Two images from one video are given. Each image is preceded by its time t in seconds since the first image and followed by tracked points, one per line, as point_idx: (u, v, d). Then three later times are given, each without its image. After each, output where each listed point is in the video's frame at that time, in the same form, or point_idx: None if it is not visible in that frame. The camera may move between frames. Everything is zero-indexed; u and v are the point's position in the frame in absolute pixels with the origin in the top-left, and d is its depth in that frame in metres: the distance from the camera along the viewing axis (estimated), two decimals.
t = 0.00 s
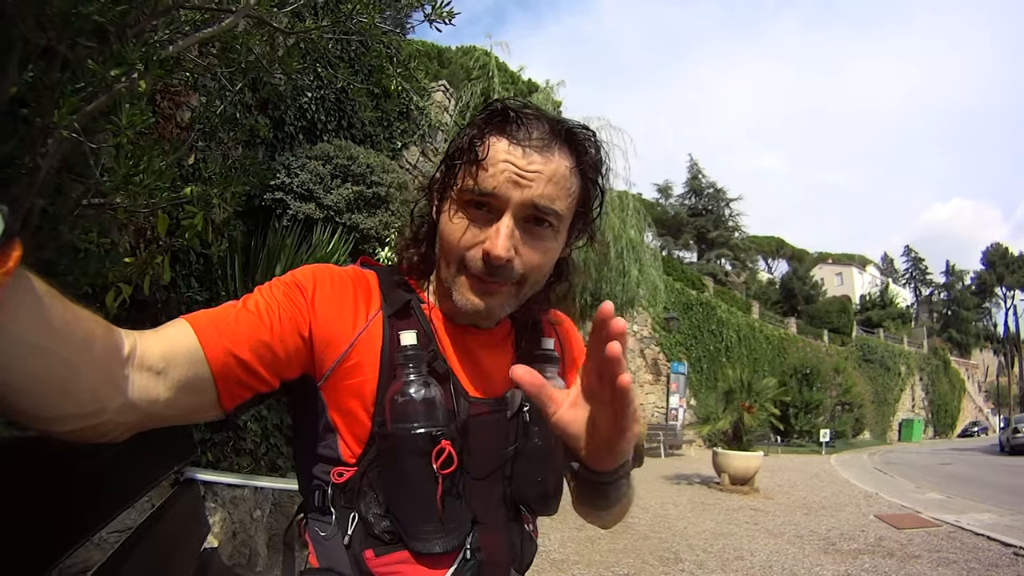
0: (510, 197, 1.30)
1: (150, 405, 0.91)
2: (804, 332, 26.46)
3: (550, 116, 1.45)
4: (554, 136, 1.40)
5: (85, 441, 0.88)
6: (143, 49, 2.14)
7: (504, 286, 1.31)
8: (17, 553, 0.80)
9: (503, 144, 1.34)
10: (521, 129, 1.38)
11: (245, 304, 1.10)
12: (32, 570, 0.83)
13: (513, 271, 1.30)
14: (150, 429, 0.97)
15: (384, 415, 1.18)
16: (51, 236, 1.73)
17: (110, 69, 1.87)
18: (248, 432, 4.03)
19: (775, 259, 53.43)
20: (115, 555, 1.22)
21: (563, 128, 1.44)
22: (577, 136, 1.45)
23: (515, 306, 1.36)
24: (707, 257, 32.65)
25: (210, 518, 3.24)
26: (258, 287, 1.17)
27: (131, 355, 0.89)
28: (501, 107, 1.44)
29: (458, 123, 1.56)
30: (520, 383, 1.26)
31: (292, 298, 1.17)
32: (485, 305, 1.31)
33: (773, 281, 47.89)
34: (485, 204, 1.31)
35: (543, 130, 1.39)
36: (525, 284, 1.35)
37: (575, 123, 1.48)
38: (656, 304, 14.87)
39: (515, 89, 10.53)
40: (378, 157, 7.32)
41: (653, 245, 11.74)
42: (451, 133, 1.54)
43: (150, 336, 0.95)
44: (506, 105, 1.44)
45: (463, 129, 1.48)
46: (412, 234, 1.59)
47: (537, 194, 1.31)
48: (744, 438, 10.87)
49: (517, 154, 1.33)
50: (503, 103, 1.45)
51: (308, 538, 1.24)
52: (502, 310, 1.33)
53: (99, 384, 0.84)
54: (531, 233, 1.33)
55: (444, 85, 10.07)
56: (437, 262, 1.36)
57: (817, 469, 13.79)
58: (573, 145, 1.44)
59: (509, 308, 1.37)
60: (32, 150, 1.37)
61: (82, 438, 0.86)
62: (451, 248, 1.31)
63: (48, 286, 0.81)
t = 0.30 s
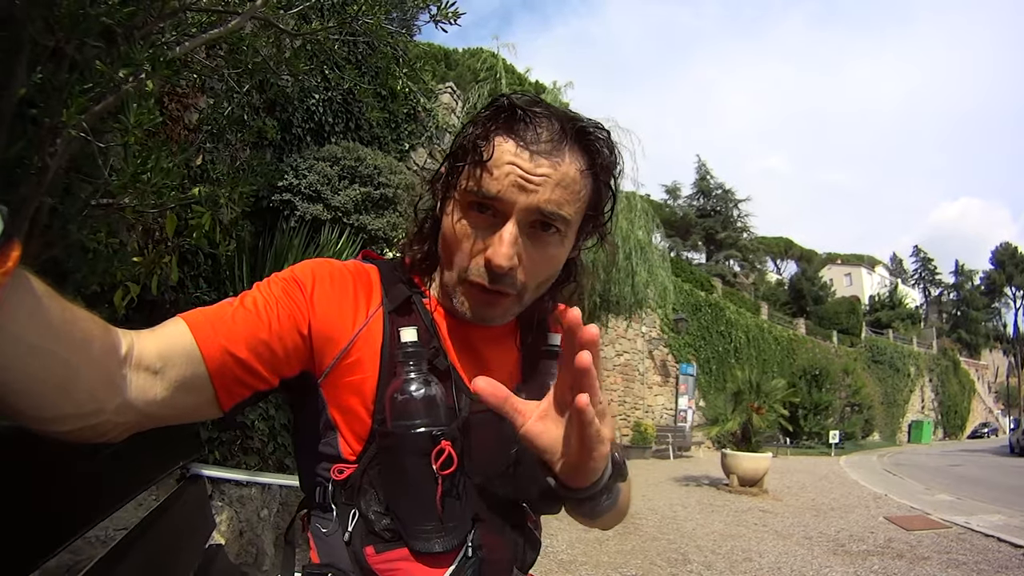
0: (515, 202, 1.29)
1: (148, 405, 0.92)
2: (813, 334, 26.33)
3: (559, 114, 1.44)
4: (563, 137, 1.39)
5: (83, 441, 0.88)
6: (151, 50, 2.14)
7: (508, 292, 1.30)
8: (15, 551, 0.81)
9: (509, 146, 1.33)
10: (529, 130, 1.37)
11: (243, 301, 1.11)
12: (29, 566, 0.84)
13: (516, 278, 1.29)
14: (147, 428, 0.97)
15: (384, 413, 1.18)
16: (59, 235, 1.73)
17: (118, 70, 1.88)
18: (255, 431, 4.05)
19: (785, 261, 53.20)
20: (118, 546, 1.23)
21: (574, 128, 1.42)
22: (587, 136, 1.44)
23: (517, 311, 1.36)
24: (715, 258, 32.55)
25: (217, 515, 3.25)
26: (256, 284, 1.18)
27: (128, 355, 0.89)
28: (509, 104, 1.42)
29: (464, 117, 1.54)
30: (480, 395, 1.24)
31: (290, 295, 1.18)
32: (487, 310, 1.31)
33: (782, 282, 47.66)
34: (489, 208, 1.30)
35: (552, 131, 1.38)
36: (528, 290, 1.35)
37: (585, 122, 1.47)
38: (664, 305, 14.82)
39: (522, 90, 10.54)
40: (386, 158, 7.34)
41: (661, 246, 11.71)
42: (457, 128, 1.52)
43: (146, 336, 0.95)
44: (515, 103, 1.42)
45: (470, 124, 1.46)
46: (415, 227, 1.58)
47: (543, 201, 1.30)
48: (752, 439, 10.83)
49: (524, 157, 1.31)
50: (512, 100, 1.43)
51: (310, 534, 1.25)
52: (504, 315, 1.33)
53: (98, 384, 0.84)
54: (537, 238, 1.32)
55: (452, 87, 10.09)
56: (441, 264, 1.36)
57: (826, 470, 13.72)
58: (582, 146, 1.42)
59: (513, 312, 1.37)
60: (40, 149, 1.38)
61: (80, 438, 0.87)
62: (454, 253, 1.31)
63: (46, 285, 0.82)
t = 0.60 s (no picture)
0: (519, 214, 1.29)
1: (148, 404, 0.92)
2: (817, 338, 26.26)
3: (567, 121, 1.43)
4: (570, 146, 1.38)
5: (83, 440, 0.89)
6: (156, 53, 2.15)
7: (509, 302, 1.31)
8: (14, 544, 0.81)
9: (515, 156, 1.32)
10: (536, 139, 1.36)
11: (243, 300, 1.11)
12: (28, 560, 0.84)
13: (518, 290, 1.30)
14: (148, 427, 0.98)
15: (384, 412, 1.19)
16: (65, 236, 1.74)
17: (124, 72, 1.90)
18: (259, 433, 4.06)
19: (789, 266, 53.11)
20: (120, 542, 1.24)
21: (582, 137, 1.42)
22: (596, 145, 1.43)
23: (518, 318, 1.37)
24: (719, 263, 32.51)
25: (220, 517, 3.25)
26: (257, 281, 1.18)
27: (128, 355, 0.90)
28: (516, 111, 1.42)
29: (470, 118, 1.53)
30: (425, 509, 0.99)
31: (290, 293, 1.18)
32: (489, 319, 1.32)
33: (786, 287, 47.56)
34: (493, 218, 1.30)
35: (560, 141, 1.37)
36: (530, 299, 1.36)
37: (594, 130, 1.46)
38: (668, 310, 14.80)
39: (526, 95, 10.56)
40: (390, 163, 7.37)
41: (665, 250, 11.69)
42: (463, 129, 1.52)
43: (146, 335, 0.96)
44: (522, 110, 1.42)
45: (476, 128, 1.46)
46: (418, 226, 1.59)
47: (548, 213, 1.30)
48: (756, 444, 10.80)
49: (530, 169, 1.31)
50: (521, 107, 1.43)
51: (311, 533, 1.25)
52: (505, 323, 1.34)
53: (97, 384, 0.85)
54: (541, 250, 1.32)
55: (456, 92, 10.12)
56: (443, 271, 1.37)
57: (831, 475, 13.66)
58: (589, 156, 1.42)
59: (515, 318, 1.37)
60: (47, 151, 1.39)
61: (79, 437, 0.87)
62: (456, 261, 1.32)
63: (46, 285, 0.82)
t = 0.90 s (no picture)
0: (540, 206, 1.29)
1: (147, 403, 0.93)
2: (818, 339, 26.25)
3: (571, 112, 1.44)
4: (579, 136, 1.39)
5: (83, 439, 0.89)
6: (159, 48, 2.15)
7: (533, 294, 1.32)
8: (19, 543, 0.80)
9: (529, 150, 1.32)
10: (546, 132, 1.36)
11: (243, 299, 1.11)
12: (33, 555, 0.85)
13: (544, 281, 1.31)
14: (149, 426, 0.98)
15: (385, 410, 1.19)
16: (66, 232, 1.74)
17: (127, 68, 1.90)
18: (259, 430, 4.06)
19: (790, 266, 53.07)
20: (122, 537, 1.26)
21: (588, 126, 1.43)
22: (601, 133, 1.45)
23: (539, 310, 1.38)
24: (720, 263, 32.49)
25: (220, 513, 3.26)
26: (257, 280, 1.19)
27: (127, 354, 0.90)
28: (519, 105, 1.41)
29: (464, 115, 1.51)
30: None
31: (290, 291, 1.18)
32: (512, 313, 1.32)
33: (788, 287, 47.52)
34: (512, 213, 1.30)
35: (569, 131, 1.38)
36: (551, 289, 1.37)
37: (596, 118, 1.47)
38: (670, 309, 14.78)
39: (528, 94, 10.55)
40: (392, 160, 7.37)
41: (666, 249, 11.69)
42: (458, 127, 1.50)
43: (145, 334, 0.96)
44: (526, 104, 1.41)
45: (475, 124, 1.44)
46: (414, 230, 1.57)
47: (568, 203, 1.31)
48: (757, 444, 10.80)
49: (546, 161, 1.31)
50: (521, 100, 1.42)
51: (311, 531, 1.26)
52: (528, 316, 1.35)
53: (96, 384, 0.85)
54: (560, 239, 1.34)
55: (458, 90, 10.12)
56: (459, 270, 1.35)
57: (830, 476, 13.66)
58: (597, 143, 1.44)
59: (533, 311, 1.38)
60: (50, 146, 1.40)
61: (78, 437, 0.88)
62: (476, 260, 1.31)
63: (46, 284, 0.82)
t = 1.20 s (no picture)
0: (517, 194, 1.28)
1: (149, 406, 0.92)
2: (822, 337, 26.18)
3: (554, 103, 1.42)
4: (560, 125, 1.38)
5: (84, 443, 0.89)
6: (159, 47, 2.16)
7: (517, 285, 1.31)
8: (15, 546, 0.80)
9: (506, 140, 1.32)
10: (525, 122, 1.36)
11: (245, 302, 1.11)
12: (34, 559, 0.85)
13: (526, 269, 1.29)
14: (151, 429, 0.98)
15: (388, 412, 1.19)
16: (66, 230, 1.74)
17: (127, 65, 1.90)
18: (262, 429, 4.07)
19: (795, 263, 52.92)
20: (125, 538, 1.27)
21: (571, 117, 1.41)
22: (585, 122, 1.43)
23: (527, 302, 1.36)
24: (725, 260, 32.42)
25: (223, 513, 3.27)
26: (259, 283, 1.18)
27: (129, 356, 0.90)
28: (502, 99, 1.41)
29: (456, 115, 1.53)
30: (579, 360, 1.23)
31: (292, 294, 1.18)
32: (496, 304, 1.31)
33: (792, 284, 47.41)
34: (491, 203, 1.30)
35: (548, 120, 1.37)
36: (537, 280, 1.35)
37: (583, 108, 1.46)
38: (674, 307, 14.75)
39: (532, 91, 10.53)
40: (396, 158, 7.36)
41: (670, 247, 11.66)
42: (449, 126, 1.51)
43: (148, 337, 0.96)
44: (508, 97, 1.41)
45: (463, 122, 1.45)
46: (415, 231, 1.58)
47: (546, 191, 1.30)
48: (760, 442, 10.78)
49: (523, 149, 1.31)
50: (504, 95, 1.42)
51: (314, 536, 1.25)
52: (515, 308, 1.34)
53: (98, 386, 0.85)
54: (541, 228, 1.32)
55: (462, 87, 10.09)
56: (445, 264, 1.36)
57: (834, 475, 13.63)
58: (580, 133, 1.41)
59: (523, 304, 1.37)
60: (49, 146, 1.39)
61: (80, 439, 0.87)
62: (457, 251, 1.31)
63: (48, 286, 0.82)
